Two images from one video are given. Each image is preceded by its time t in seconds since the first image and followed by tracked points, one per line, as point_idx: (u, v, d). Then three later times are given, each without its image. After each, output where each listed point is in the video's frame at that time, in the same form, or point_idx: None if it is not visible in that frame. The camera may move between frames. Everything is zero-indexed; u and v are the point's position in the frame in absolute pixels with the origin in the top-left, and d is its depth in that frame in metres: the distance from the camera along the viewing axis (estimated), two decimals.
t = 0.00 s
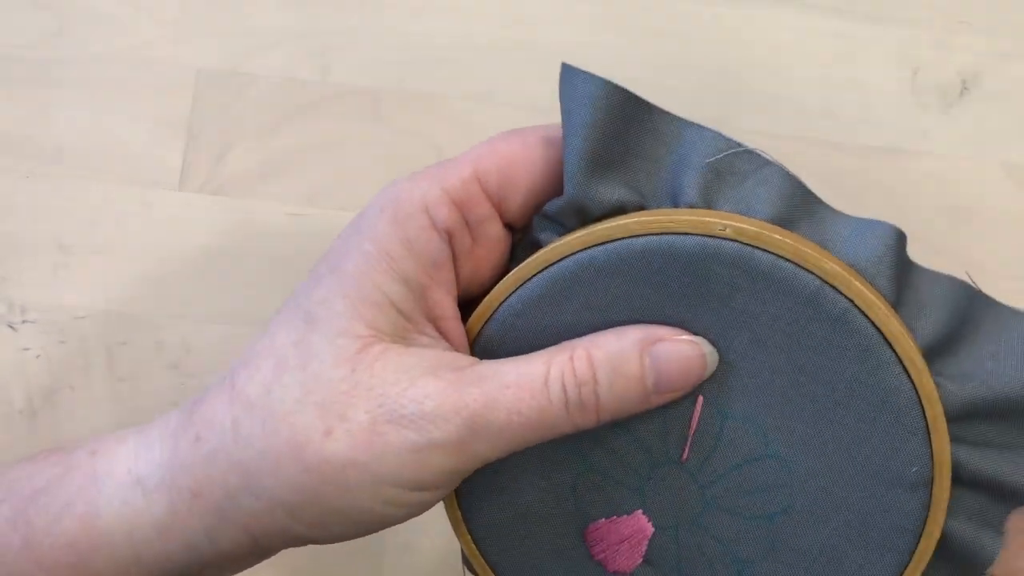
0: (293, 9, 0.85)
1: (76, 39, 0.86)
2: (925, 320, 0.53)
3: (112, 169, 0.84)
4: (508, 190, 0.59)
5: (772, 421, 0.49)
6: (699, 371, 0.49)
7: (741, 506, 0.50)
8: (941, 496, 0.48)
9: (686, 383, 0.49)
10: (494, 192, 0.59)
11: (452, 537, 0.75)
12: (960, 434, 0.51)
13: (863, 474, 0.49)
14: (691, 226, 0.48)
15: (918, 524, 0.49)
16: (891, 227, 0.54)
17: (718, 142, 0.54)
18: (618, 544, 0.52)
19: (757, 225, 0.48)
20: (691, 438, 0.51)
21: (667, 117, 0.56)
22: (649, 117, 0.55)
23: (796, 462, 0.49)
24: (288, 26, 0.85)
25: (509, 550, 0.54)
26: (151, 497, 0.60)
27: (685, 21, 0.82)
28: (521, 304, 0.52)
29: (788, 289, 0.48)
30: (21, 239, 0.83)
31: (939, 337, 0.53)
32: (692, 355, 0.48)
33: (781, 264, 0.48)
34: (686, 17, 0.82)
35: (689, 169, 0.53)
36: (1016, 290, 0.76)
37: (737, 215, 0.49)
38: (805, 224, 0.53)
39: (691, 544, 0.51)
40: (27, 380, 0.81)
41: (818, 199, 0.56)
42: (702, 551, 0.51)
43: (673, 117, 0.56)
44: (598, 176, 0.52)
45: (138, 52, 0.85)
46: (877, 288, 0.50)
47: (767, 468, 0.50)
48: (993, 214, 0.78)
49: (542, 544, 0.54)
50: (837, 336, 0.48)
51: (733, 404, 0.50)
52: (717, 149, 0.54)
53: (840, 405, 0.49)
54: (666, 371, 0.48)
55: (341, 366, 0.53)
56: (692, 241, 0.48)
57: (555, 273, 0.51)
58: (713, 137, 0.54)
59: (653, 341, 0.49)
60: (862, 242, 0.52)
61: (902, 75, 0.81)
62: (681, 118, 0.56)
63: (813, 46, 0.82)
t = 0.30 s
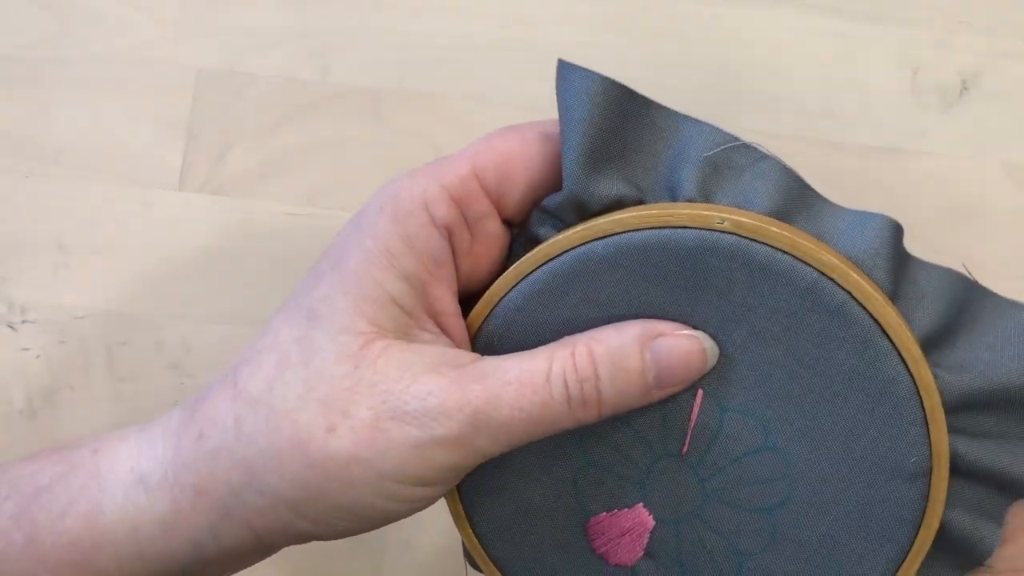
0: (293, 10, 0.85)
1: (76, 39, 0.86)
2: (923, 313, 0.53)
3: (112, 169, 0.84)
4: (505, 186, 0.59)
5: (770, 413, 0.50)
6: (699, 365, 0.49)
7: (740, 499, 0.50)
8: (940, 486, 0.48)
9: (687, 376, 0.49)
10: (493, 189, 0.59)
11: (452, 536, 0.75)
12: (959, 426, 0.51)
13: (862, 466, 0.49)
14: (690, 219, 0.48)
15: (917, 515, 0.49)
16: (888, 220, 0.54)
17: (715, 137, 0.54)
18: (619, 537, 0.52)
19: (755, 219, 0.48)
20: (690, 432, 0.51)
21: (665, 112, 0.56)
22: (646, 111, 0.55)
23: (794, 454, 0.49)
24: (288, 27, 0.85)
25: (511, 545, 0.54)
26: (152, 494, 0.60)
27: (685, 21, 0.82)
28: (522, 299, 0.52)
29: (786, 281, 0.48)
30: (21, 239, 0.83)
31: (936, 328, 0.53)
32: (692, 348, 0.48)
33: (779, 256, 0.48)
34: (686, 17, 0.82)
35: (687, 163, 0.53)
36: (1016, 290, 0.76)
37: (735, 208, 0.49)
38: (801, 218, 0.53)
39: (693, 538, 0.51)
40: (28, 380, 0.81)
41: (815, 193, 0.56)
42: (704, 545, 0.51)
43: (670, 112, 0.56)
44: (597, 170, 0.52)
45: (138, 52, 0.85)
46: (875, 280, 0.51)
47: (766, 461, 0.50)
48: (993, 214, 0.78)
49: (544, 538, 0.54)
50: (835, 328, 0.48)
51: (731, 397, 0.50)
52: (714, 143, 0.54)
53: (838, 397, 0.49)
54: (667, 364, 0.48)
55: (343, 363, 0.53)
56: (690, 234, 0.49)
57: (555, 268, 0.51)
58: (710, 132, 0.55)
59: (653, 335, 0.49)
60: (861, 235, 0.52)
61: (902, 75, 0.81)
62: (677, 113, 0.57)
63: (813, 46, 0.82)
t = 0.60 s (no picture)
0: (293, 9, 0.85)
1: (76, 39, 0.86)
2: (925, 317, 0.53)
3: (112, 169, 0.84)
4: (509, 187, 0.59)
5: (771, 416, 0.50)
6: (701, 368, 0.49)
7: (742, 502, 0.50)
8: (940, 490, 0.48)
9: (689, 379, 0.49)
10: (495, 190, 0.59)
11: (452, 536, 0.75)
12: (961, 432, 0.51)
13: (863, 469, 0.49)
14: (693, 222, 0.49)
15: (918, 519, 0.49)
16: (891, 224, 0.54)
17: (718, 140, 0.54)
18: (619, 539, 0.53)
19: (758, 222, 0.48)
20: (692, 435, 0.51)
21: (668, 115, 0.56)
22: (650, 114, 0.55)
23: (796, 458, 0.49)
24: (288, 26, 0.85)
25: (511, 545, 0.54)
26: (154, 494, 0.60)
27: (685, 21, 0.82)
28: (525, 300, 0.52)
29: (788, 285, 0.48)
30: (21, 239, 0.83)
31: (938, 333, 0.53)
32: (695, 352, 0.48)
33: (781, 259, 0.48)
34: (686, 17, 0.82)
35: (690, 166, 0.53)
36: (1015, 290, 0.76)
37: (738, 211, 0.49)
38: (804, 222, 0.53)
39: (693, 540, 0.51)
40: (28, 380, 0.81)
41: (818, 197, 0.56)
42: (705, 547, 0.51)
43: (673, 114, 0.56)
44: (600, 172, 0.52)
45: (138, 52, 0.85)
46: (877, 284, 0.51)
47: (768, 464, 0.50)
48: (993, 214, 0.78)
49: (544, 538, 0.54)
50: (838, 332, 0.48)
51: (733, 399, 0.50)
52: (717, 146, 0.54)
53: (840, 401, 0.49)
54: (669, 367, 0.48)
55: (346, 365, 0.53)
56: (692, 237, 0.49)
57: (558, 269, 0.51)
58: (714, 135, 0.55)
59: (656, 338, 0.49)
60: (864, 238, 0.52)
61: (902, 75, 0.81)
62: (681, 116, 0.56)
63: (812, 46, 0.82)
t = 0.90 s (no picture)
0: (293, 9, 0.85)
1: (76, 39, 0.86)
2: (926, 317, 0.53)
3: (112, 169, 0.84)
4: (509, 186, 0.59)
5: (771, 415, 0.50)
6: (702, 367, 0.49)
7: (742, 502, 0.50)
8: (940, 490, 0.48)
9: (690, 379, 0.49)
10: (495, 190, 0.59)
11: (452, 535, 0.75)
12: (961, 432, 0.51)
13: (864, 469, 0.49)
14: (693, 221, 0.49)
15: (918, 519, 0.49)
16: (891, 224, 0.54)
17: (719, 140, 0.54)
18: (619, 537, 0.52)
19: (758, 222, 0.48)
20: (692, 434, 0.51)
21: (669, 115, 0.56)
22: (650, 114, 0.55)
23: (796, 457, 0.49)
24: (288, 26, 0.85)
25: (511, 545, 0.54)
26: (155, 495, 0.60)
27: (685, 21, 0.82)
28: (525, 299, 0.52)
29: (788, 284, 0.48)
30: (21, 239, 0.83)
31: (938, 334, 0.53)
32: (696, 352, 0.48)
33: (781, 259, 0.48)
34: (686, 17, 0.82)
35: (690, 166, 0.53)
36: (1015, 290, 0.76)
37: (738, 210, 0.49)
38: (804, 222, 0.53)
39: (694, 539, 0.51)
40: (28, 380, 0.81)
41: (818, 197, 0.56)
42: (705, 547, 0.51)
43: (673, 114, 0.56)
44: (601, 172, 0.52)
45: (138, 52, 0.85)
46: (878, 284, 0.51)
47: (768, 463, 0.50)
48: (993, 214, 0.78)
49: (544, 538, 0.54)
50: (838, 331, 0.48)
51: (733, 398, 0.50)
52: (717, 147, 0.54)
53: (840, 401, 0.49)
54: (670, 367, 0.48)
55: (347, 365, 0.53)
56: (693, 237, 0.49)
57: (559, 269, 0.51)
58: (714, 135, 0.55)
59: (657, 337, 0.49)
60: (864, 239, 0.52)
61: (902, 75, 0.81)
62: (681, 115, 0.56)
63: (812, 45, 0.82)
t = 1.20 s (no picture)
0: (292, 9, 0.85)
1: (76, 39, 0.86)
2: (927, 319, 0.53)
3: (112, 169, 0.84)
4: (509, 187, 0.59)
5: (771, 417, 0.50)
6: (702, 368, 0.49)
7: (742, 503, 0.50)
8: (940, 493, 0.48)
9: (691, 380, 0.49)
10: (495, 191, 0.59)
11: (452, 535, 0.75)
12: (962, 435, 0.51)
13: (864, 471, 0.49)
14: (694, 223, 0.48)
15: (918, 521, 0.49)
16: (893, 226, 0.54)
17: (720, 142, 0.54)
18: (619, 537, 0.53)
19: (759, 223, 0.48)
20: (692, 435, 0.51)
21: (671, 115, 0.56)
22: (652, 114, 0.55)
23: (796, 458, 0.49)
24: (288, 26, 0.85)
25: (511, 547, 0.54)
26: (156, 497, 0.60)
27: (684, 21, 0.82)
28: (526, 300, 0.52)
29: (789, 286, 0.48)
30: (21, 239, 0.83)
31: (940, 336, 0.53)
32: (698, 353, 0.48)
33: (782, 261, 0.48)
34: (686, 17, 0.82)
35: (691, 168, 0.53)
36: (1015, 290, 0.76)
37: (740, 212, 0.49)
38: (805, 224, 0.53)
39: (694, 540, 0.51)
40: (28, 380, 0.81)
41: (820, 199, 0.56)
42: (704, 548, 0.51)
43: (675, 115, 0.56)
44: (601, 173, 0.52)
45: (138, 52, 0.85)
46: (878, 286, 0.51)
47: (768, 464, 0.50)
48: (993, 214, 0.78)
49: (544, 540, 0.54)
50: (838, 333, 0.48)
51: (734, 399, 0.50)
52: (719, 148, 0.54)
53: (840, 403, 0.49)
54: (671, 369, 0.48)
55: (349, 368, 0.53)
56: (694, 238, 0.48)
57: (560, 269, 0.51)
58: (715, 137, 0.55)
59: (658, 338, 0.49)
60: (865, 241, 0.52)
61: (902, 75, 0.81)
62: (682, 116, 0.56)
63: (812, 45, 0.82)
